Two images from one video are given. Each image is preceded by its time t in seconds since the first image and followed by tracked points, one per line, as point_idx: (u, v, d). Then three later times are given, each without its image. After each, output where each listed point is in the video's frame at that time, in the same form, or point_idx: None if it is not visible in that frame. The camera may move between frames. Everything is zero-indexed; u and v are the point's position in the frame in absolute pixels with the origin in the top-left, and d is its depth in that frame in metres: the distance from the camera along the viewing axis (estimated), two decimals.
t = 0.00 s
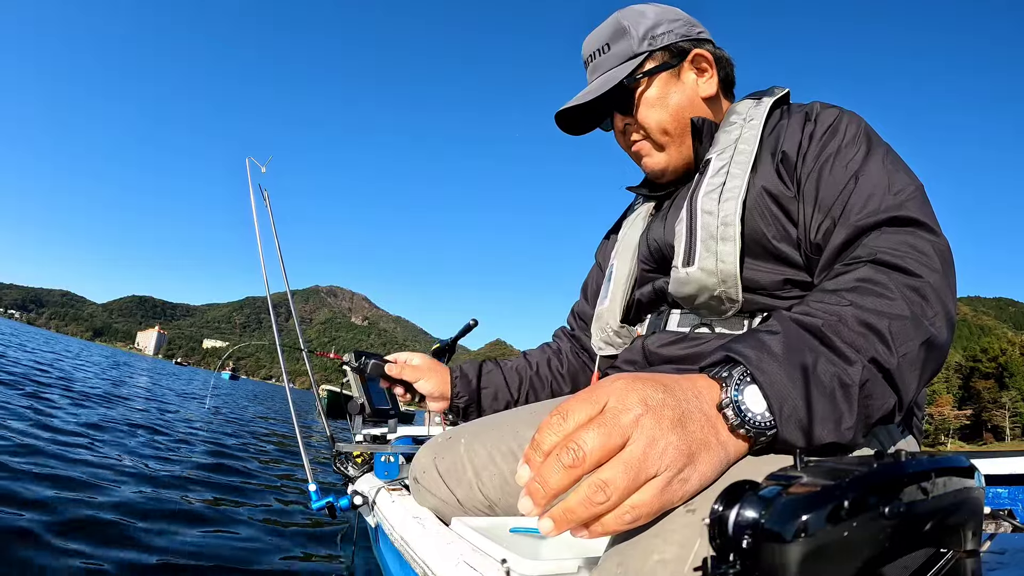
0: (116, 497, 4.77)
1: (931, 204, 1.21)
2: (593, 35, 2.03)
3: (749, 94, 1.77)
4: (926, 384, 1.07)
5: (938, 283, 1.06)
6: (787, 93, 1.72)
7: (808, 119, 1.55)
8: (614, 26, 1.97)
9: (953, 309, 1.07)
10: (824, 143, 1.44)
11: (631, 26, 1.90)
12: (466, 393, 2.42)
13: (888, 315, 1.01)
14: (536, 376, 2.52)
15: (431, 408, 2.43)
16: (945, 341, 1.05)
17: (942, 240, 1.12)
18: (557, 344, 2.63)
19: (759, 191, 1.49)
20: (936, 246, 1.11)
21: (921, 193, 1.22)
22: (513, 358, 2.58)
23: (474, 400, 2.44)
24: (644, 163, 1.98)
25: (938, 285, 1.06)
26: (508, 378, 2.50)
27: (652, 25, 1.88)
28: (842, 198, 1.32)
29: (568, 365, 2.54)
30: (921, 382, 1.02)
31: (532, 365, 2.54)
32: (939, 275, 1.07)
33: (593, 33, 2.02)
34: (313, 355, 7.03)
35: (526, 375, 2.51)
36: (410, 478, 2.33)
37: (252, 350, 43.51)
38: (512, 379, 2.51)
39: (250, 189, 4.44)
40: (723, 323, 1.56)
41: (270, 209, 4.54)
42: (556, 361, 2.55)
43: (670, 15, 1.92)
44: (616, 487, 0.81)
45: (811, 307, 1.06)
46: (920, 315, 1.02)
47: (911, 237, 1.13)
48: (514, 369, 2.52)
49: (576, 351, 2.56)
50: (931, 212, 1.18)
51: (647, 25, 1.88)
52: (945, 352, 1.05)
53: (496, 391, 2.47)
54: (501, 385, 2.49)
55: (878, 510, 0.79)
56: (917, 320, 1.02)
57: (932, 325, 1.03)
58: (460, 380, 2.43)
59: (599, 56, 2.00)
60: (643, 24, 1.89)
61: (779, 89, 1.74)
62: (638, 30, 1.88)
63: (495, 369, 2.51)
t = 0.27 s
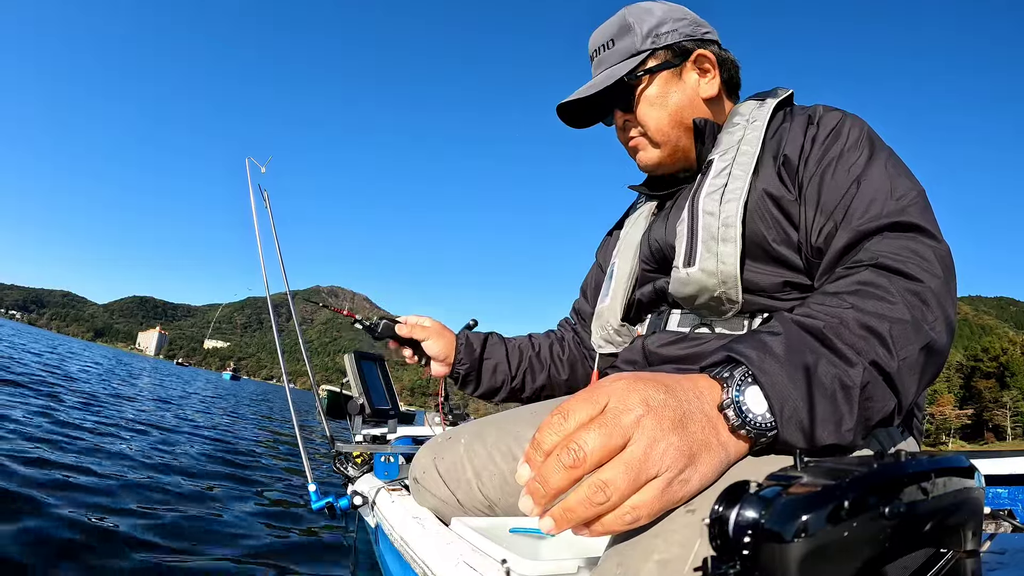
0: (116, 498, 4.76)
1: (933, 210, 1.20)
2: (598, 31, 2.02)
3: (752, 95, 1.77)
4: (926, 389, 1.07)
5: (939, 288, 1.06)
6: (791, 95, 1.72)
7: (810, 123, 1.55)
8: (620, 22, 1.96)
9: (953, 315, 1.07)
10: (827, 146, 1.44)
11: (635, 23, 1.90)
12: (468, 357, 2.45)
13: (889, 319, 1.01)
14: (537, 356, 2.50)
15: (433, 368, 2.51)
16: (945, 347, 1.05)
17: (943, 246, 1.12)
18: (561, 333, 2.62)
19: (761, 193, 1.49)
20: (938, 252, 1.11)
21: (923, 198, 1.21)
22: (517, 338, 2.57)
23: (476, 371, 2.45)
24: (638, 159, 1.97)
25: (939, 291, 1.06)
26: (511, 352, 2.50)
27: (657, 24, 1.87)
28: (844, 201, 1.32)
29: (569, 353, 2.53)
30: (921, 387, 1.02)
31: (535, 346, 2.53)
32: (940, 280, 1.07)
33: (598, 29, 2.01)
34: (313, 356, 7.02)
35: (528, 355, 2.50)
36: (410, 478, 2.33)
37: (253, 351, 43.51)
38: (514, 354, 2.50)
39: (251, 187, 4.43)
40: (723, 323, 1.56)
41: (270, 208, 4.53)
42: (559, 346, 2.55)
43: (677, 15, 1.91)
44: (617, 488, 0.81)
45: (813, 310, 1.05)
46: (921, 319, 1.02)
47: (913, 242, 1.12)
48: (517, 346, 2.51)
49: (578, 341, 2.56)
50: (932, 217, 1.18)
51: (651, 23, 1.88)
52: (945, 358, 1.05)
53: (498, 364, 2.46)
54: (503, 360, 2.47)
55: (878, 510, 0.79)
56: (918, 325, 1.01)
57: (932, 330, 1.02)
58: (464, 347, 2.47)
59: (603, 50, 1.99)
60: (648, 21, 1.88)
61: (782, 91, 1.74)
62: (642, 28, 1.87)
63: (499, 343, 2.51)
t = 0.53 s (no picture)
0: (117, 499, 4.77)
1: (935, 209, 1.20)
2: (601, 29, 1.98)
3: (755, 93, 1.77)
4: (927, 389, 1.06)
5: (941, 288, 1.06)
6: (793, 94, 1.72)
7: (812, 122, 1.54)
8: (627, 19, 1.92)
9: (955, 315, 1.07)
10: (829, 146, 1.43)
11: (647, 18, 1.87)
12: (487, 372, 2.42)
13: (891, 319, 1.00)
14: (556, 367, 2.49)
15: (449, 384, 2.47)
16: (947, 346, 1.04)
17: (945, 246, 1.12)
18: (574, 339, 2.62)
19: (763, 192, 1.49)
20: (940, 252, 1.10)
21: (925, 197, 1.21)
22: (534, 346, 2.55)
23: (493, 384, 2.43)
24: (658, 156, 1.94)
25: (941, 291, 1.06)
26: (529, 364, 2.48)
27: (668, 19, 1.87)
28: (846, 201, 1.31)
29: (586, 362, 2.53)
30: (922, 386, 1.02)
31: (552, 355, 2.51)
32: (942, 281, 1.07)
33: (601, 27, 1.96)
34: (314, 356, 7.03)
35: (544, 364, 2.48)
36: (411, 478, 2.33)
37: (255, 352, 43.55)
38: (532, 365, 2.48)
39: (251, 188, 4.43)
40: (724, 322, 1.56)
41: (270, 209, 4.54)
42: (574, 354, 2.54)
43: (683, 11, 1.91)
44: (617, 489, 0.81)
45: (814, 309, 1.05)
46: (922, 319, 1.02)
47: (914, 242, 1.12)
48: (533, 355, 2.49)
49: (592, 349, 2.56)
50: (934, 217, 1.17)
51: (663, 18, 1.86)
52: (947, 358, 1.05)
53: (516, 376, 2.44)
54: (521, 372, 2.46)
55: (879, 509, 0.78)
56: (919, 325, 1.01)
57: (934, 330, 1.02)
58: (479, 360, 2.44)
59: (611, 47, 1.94)
60: (661, 16, 1.87)
61: (784, 90, 1.74)
62: (655, 23, 1.85)
63: (517, 354, 2.48)
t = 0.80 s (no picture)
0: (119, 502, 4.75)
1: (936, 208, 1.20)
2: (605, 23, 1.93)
3: (756, 92, 1.77)
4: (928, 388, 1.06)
5: (942, 287, 1.05)
6: (795, 93, 1.71)
7: (813, 121, 1.54)
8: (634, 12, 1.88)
9: (956, 314, 1.07)
10: (830, 144, 1.43)
11: (655, 11, 1.84)
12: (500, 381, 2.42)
13: (892, 318, 1.00)
14: (567, 372, 2.49)
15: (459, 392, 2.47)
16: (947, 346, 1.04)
17: (946, 245, 1.12)
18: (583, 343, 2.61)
19: (765, 191, 1.49)
20: (941, 251, 1.10)
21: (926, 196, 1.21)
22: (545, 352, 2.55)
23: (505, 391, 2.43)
24: (669, 150, 1.92)
25: (942, 291, 1.05)
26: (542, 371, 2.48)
27: (675, 14, 1.85)
28: (847, 200, 1.31)
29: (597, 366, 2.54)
30: (922, 386, 1.01)
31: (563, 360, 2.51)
32: (943, 279, 1.07)
33: (606, 21, 1.91)
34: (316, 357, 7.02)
35: (556, 369, 2.48)
36: (413, 478, 2.33)
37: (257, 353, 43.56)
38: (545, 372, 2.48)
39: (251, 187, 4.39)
40: (725, 321, 1.56)
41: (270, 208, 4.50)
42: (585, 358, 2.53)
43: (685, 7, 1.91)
44: (617, 491, 0.81)
45: (816, 308, 1.05)
46: (924, 318, 1.01)
47: (916, 242, 1.12)
48: (545, 361, 2.49)
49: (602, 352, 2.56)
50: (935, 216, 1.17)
51: (670, 12, 1.84)
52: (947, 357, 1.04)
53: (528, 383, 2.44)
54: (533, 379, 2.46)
55: (880, 508, 0.78)
56: (921, 324, 1.01)
57: (935, 329, 1.02)
58: (492, 368, 2.43)
59: (619, 41, 1.89)
60: (668, 10, 1.84)
61: (786, 88, 1.74)
62: (664, 16, 1.83)
63: (528, 361, 2.48)
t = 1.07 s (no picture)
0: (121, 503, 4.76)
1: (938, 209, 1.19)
2: (611, 19, 1.91)
3: (759, 90, 1.78)
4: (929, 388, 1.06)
5: (943, 287, 1.05)
6: (798, 92, 1.72)
7: (815, 120, 1.54)
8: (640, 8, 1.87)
9: (958, 314, 1.06)
10: (832, 144, 1.43)
11: (661, 8, 1.83)
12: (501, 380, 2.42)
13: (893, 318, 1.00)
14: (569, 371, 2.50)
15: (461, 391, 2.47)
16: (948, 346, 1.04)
17: (948, 245, 1.11)
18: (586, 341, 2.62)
19: (767, 190, 1.48)
20: (942, 251, 1.10)
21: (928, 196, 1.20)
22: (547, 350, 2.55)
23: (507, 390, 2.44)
24: (679, 147, 1.91)
25: (943, 290, 1.05)
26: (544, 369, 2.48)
27: (680, 12, 1.85)
28: (848, 199, 1.31)
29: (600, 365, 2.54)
30: (924, 385, 1.01)
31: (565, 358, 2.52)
32: (945, 279, 1.06)
33: (612, 17, 1.89)
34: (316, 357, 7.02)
35: (557, 368, 2.49)
36: (415, 478, 2.33)
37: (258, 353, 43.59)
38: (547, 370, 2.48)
39: (251, 187, 4.40)
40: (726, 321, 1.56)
41: (270, 209, 4.51)
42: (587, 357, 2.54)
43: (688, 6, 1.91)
44: (617, 492, 0.81)
45: (817, 307, 1.05)
46: (926, 318, 1.01)
47: (917, 241, 1.12)
48: (547, 359, 2.49)
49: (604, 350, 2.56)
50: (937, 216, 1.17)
51: (676, 9, 1.84)
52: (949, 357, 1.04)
53: (530, 382, 2.44)
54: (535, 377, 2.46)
55: (881, 506, 0.78)
56: (923, 324, 1.00)
57: (936, 329, 1.02)
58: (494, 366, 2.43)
59: (626, 37, 1.87)
60: (674, 8, 1.84)
61: (789, 88, 1.74)
62: (670, 14, 1.82)
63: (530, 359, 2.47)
